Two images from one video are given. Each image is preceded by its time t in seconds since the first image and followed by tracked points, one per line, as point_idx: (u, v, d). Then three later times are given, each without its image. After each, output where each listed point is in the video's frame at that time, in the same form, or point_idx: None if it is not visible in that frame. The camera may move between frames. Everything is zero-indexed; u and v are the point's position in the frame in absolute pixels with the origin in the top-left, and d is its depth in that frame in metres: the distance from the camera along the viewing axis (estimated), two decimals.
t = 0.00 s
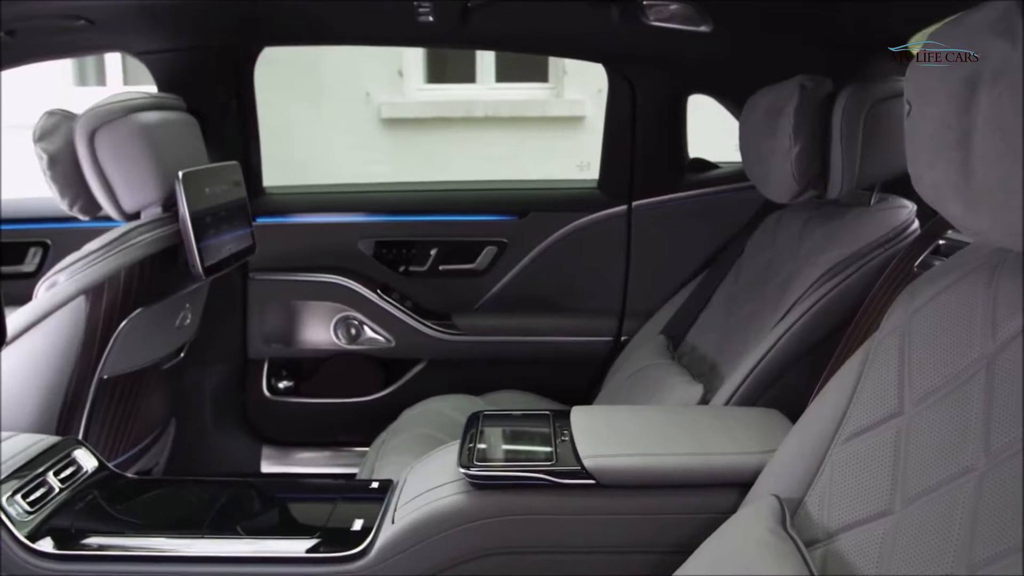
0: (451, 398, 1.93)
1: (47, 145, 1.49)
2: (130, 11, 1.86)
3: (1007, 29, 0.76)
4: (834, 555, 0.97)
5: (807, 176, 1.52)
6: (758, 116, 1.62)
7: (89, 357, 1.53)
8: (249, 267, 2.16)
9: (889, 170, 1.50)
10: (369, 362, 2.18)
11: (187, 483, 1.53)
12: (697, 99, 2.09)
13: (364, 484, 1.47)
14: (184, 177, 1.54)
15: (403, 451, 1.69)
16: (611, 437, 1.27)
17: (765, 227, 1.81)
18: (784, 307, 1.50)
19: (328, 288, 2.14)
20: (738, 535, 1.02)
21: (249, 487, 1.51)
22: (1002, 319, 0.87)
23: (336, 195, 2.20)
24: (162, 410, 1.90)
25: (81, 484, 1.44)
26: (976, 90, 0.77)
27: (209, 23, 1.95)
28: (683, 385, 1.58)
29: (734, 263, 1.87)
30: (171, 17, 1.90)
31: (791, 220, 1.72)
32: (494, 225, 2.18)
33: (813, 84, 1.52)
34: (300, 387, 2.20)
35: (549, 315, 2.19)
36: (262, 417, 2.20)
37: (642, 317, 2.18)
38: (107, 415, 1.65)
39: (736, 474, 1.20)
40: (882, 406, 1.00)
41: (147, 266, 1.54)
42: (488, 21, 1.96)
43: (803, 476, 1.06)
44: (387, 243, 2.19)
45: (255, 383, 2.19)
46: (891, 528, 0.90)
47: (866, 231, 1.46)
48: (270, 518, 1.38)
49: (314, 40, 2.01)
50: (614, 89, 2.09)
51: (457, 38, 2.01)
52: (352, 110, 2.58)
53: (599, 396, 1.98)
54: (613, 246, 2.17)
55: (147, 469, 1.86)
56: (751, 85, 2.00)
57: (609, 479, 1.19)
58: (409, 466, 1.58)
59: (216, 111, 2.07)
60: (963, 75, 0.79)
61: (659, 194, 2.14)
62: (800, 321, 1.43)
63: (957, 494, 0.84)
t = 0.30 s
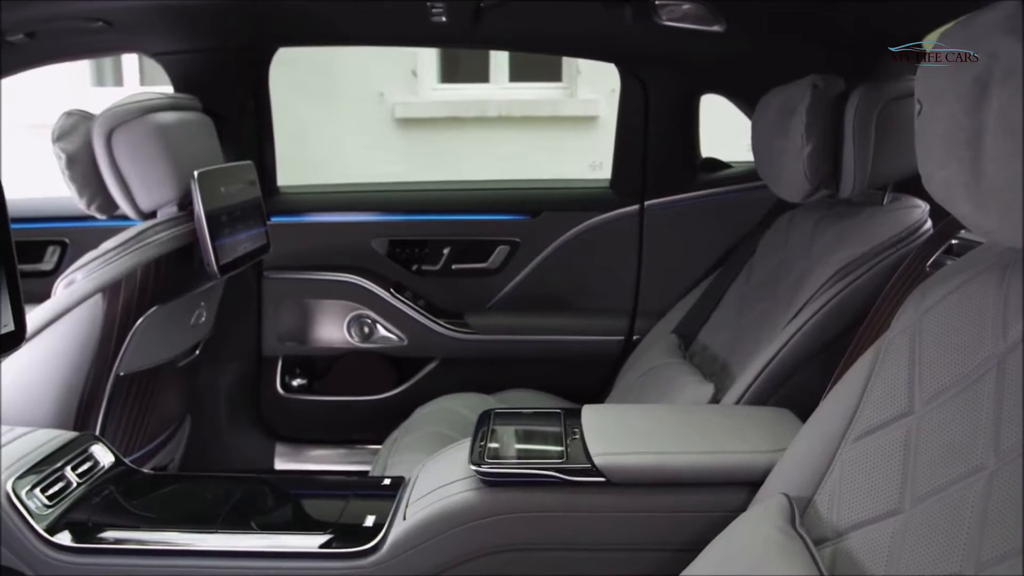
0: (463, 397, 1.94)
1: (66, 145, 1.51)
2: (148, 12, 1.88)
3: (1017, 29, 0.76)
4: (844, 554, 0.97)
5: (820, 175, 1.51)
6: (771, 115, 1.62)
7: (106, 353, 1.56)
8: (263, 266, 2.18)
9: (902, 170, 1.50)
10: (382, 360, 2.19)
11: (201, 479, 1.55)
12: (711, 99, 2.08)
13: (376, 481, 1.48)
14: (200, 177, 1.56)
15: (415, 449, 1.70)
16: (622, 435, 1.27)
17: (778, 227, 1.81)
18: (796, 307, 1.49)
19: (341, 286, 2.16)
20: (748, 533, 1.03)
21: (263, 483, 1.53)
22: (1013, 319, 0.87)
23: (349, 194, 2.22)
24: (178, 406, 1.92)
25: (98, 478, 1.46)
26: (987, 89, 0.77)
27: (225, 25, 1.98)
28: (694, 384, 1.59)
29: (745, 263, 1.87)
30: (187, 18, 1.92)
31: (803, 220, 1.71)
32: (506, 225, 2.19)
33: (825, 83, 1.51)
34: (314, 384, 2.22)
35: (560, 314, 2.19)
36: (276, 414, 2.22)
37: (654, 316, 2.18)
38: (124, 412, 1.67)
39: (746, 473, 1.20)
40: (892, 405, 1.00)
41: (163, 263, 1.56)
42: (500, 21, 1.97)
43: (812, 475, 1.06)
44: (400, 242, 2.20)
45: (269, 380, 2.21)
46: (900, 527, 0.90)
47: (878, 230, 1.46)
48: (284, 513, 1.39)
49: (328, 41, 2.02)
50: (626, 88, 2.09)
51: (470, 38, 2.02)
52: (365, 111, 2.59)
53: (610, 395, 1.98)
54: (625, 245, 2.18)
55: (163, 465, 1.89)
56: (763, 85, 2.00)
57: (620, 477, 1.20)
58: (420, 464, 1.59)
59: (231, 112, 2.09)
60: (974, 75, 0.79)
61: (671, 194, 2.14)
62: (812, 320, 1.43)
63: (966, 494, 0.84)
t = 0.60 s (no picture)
0: (476, 395, 1.95)
1: (86, 145, 1.54)
2: (166, 14, 1.91)
3: None
4: (854, 553, 0.97)
5: (833, 175, 1.51)
6: (784, 116, 1.62)
7: (124, 351, 1.58)
8: (279, 265, 2.21)
9: (916, 169, 1.49)
10: (396, 358, 2.20)
11: (217, 475, 1.57)
12: (724, 99, 2.09)
13: (389, 478, 1.49)
14: (216, 177, 1.58)
15: (428, 446, 1.71)
16: (632, 433, 1.28)
17: (791, 226, 1.81)
18: (808, 307, 1.49)
19: (356, 285, 2.18)
20: (757, 531, 1.03)
21: (278, 479, 1.54)
22: None
23: (365, 194, 2.23)
24: (195, 403, 1.94)
25: (116, 473, 1.48)
26: (996, 89, 0.77)
27: (242, 27, 2.00)
28: (705, 384, 1.59)
29: (759, 262, 1.87)
30: (204, 20, 1.94)
31: (817, 220, 1.71)
32: (519, 224, 2.20)
33: (838, 83, 1.51)
34: (328, 382, 2.23)
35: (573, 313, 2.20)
36: (291, 411, 2.24)
37: (667, 316, 2.18)
38: (141, 408, 1.69)
39: (757, 471, 1.20)
40: (903, 404, 1.00)
41: (181, 261, 1.58)
42: (514, 22, 1.99)
43: (823, 474, 1.06)
44: (414, 242, 2.21)
45: (284, 378, 2.23)
46: (910, 526, 0.91)
47: (892, 230, 1.46)
48: (298, 509, 1.41)
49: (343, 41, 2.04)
50: (639, 88, 2.10)
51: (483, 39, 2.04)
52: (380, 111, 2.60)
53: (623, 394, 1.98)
54: (639, 245, 2.18)
55: (179, 461, 1.91)
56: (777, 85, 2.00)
57: (630, 475, 1.20)
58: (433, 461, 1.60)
59: (248, 112, 2.11)
60: (984, 75, 0.79)
61: (684, 194, 2.15)
62: (825, 320, 1.43)
63: (976, 493, 0.84)
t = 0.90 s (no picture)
0: (486, 393, 1.96)
1: (102, 144, 1.56)
2: (181, 15, 1.93)
3: None
4: (861, 552, 0.97)
5: (844, 174, 1.51)
6: (795, 115, 1.62)
7: (139, 349, 1.60)
8: (291, 263, 2.22)
9: (928, 169, 1.49)
10: (407, 357, 2.21)
11: (230, 471, 1.58)
12: (735, 98, 2.10)
13: (400, 475, 1.50)
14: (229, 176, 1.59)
15: (438, 445, 1.72)
16: (642, 431, 1.28)
17: (802, 226, 1.80)
18: (818, 306, 1.49)
19: (368, 284, 2.19)
20: (765, 530, 1.04)
21: (290, 475, 1.56)
22: None
23: (376, 194, 2.24)
24: (208, 401, 1.96)
25: (131, 469, 1.50)
26: (1006, 88, 0.78)
27: (256, 28, 2.02)
28: (715, 383, 1.59)
29: (769, 262, 1.87)
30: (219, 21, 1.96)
31: (828, 220, 1.71)
32: (530, 224, 2.20)
33: (849, 83, 1.51)
34: (340, 380, 2.25)
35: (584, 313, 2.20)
36: (303, 409, 2.25)
37: (678, 315, 2.18)
38: (155, 405, 1.71)
39: (766, 470, 1.20)
40: (912, 404, 1.00)
41: (195, 260, 1.60)
42: (525, 22, 1.99)
43: (832, 473, 1.07)
44: (426, 241, 2.23)
45: (297, 376, 2.25)
46: (918, 525, 0.91)
47: (903, 230, 1.45)
48: (310, 505, 1.42)
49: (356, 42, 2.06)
50: (651, 88, 2.10)
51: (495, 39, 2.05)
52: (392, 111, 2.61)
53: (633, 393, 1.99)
54: (649, 244, 2.18)
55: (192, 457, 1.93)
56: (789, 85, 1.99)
57: (639, 473, 1.20)
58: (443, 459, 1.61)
59: (261, 112, 2.13)
60: (994, 74, 0.79)
61: (695, 194, 2.15)
62: (835, 320, 1.43)
63: (985, 493, 0.84)
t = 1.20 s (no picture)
0: (498, 392, 1.97)
1: (119, 144, 1.58)
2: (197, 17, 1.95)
3: None
4: (871, 551, 0.97)
5: (856, 174, 1.51)
6: (807, 114, 1.62)
7: (155, 347, 1.62)
8: (305, 262, 2.24)
9: (941, 169, 1.48)
10: (420, 356, 2.22)
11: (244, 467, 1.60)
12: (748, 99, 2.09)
13: (411, 472, 1.51)
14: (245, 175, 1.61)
15: (450, 443, 1.73)
16: (653, 430, 1.29)
17: (815, 226, 1.80)
18: (830, 306, 1.49)
19: (381, 283, 2.20)
20: (774, 529, 1.04)
21: (303, 471, 1.57)
22: None
23: (390, 194, 2.26)
24: (223, 398, 1.98)
25: (147, 464, 1.52)
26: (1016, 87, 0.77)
27: (271, 29, 2.04)
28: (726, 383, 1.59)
29: (781, 262, 1.87)
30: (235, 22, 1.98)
31: (840, 220, 1.71)
32: (542, 223, 2.21)
33: (861, 82, 1.51)
34: (353, 378, 2.26)
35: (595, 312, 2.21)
36: (317, 407, 2.27)
37: (689, 315, 2.18)
38: (171, 402, 1.73)
39: (776, 470, 1.21)
40: (922, 404, 1.00)
41: (210, 259, 1.62)
42: (538, 22, 2.00)
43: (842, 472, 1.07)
44: (439, 241, 2.24)
45: (310, 374, 2.27)
46: (927, 524, 0.91)
47: (915, 230, 1.45)
48: (322, 501, 1.44)
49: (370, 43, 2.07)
50: (663, 88, 2.10)
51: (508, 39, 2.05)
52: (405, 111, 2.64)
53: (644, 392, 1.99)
54: (661, 244, 2.19)
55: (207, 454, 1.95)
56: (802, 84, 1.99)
57: (649, 471, 1.21)
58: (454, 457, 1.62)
59: (276, 113, 2.15)
60: (1003, 73, 0.80)
61: (707, 194, 2.15)
62: (846, 320, 1.43)
63: (993, 493, 0.84)
